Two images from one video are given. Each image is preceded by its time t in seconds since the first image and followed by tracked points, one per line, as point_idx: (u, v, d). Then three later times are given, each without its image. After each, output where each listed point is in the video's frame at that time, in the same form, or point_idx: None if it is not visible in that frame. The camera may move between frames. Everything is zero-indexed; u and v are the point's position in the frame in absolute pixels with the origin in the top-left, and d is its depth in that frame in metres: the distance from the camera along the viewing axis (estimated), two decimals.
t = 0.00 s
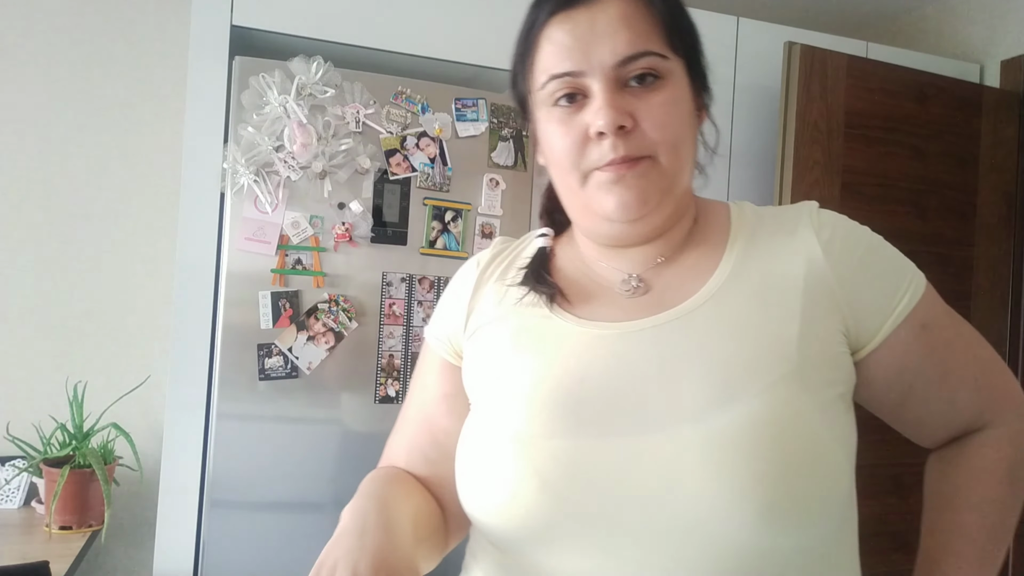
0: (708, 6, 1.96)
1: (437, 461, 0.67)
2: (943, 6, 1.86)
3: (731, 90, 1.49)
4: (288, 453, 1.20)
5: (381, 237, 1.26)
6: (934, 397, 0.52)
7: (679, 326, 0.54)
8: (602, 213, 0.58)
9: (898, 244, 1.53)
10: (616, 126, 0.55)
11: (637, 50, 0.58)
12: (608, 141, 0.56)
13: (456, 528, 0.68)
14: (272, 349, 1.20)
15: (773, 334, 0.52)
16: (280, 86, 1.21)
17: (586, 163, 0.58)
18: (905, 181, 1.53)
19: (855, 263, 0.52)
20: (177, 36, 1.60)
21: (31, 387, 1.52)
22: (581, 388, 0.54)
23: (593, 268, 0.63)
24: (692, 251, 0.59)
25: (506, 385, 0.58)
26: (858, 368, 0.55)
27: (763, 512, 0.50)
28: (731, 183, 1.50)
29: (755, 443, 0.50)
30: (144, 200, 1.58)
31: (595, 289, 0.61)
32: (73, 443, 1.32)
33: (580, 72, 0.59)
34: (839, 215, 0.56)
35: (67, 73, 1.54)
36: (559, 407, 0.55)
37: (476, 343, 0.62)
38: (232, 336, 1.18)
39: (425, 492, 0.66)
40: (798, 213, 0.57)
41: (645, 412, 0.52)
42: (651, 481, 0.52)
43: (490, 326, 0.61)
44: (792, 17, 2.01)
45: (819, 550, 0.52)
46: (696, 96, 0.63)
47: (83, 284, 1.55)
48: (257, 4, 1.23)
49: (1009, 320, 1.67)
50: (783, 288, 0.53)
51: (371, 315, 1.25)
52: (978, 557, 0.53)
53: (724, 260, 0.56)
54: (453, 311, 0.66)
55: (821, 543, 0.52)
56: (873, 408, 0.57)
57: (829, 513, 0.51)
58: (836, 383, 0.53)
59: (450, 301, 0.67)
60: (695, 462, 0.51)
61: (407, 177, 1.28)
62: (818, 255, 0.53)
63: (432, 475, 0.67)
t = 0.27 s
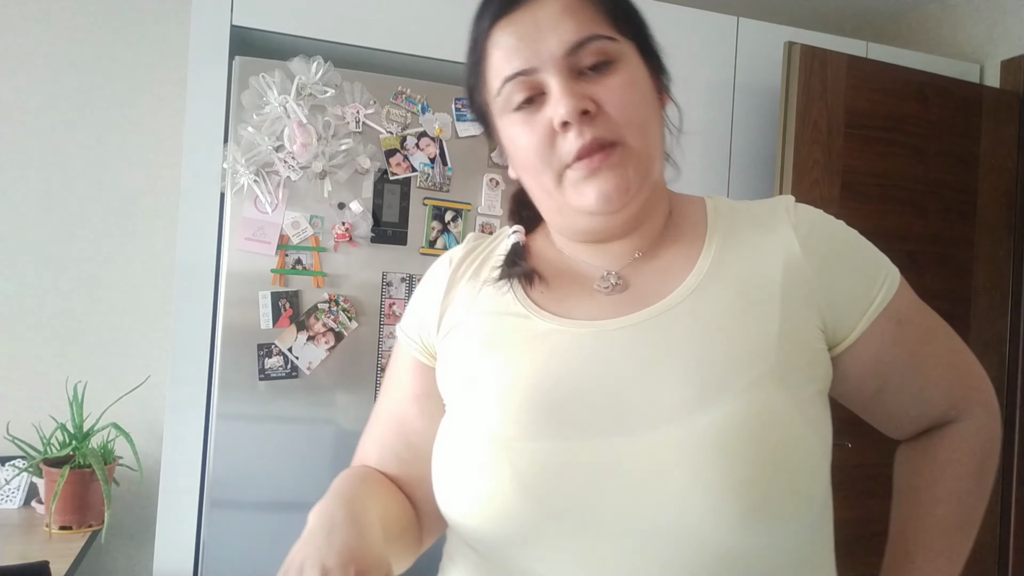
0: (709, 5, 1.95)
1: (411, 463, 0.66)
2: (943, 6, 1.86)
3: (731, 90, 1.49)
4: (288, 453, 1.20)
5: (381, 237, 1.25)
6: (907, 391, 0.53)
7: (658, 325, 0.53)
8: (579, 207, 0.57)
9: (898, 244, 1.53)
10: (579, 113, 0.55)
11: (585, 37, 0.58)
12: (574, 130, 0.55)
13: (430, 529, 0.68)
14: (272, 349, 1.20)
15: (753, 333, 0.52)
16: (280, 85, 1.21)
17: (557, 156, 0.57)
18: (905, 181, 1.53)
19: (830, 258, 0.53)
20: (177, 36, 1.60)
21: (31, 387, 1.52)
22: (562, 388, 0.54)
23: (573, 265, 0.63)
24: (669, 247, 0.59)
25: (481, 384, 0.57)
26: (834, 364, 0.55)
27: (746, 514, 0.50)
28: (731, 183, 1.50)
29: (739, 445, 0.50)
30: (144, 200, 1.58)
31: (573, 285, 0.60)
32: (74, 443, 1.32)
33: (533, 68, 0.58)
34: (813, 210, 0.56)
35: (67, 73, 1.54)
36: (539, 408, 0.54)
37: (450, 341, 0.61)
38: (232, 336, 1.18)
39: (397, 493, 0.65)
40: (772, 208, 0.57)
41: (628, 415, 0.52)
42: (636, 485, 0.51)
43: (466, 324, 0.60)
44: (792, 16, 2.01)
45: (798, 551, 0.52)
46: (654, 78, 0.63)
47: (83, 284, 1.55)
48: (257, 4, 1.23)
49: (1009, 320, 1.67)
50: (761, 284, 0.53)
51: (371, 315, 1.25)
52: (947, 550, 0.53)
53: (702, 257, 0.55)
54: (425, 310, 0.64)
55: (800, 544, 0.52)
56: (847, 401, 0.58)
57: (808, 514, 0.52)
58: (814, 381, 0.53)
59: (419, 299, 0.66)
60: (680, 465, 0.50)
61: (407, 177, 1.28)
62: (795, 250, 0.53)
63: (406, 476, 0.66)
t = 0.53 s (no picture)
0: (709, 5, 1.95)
1: (391, 450, 0.66)
2: (944, 6, 1.86)
3: (731, 90, 1.49)
4: (288, 453, 1.20)
5: (381, 237, 1.26)
6: (893, 395, 0.53)
7: (648, 318, 0.53)
8: (569, 195, 0.57)
9: (898, 244, 1.53)
10: (559, 100, 0.55)
11: (553, 30, 0.59)
12: (555, 117, 0.56)
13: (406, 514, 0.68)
14: (272, 349, 1.20)
15: (744, 331, 0.52)
16: (280, 86, 1.21)
17: (543, 145, 0.57)
18: (905, 181, 1.53)
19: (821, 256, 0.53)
20: (177, 36, 1.60)
21: (32, 387, 1.52)
22: (552, 384, 0.53)
23: (564, 259, 0.62)
24: (658, 243, 0.59)
25: (464, 375, 0.57)
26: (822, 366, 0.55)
27: (728, 512, 0.50)
28: (731, 182, 1.50)
29: (725, 442, 0.50)
30: (145, 200, 1.58)
31: (561, 276, 0.60)
32: (74, 443, 1.32)
33: (507, 65, 0.59)
34: (808, 211, 0.56)
35: (68, 73, 1.54)
36: (527, 402, 0.53)
37: (435, 329, 0.61)
38: (232, 336, 1.18)
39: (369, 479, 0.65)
40: (764, 207, 0.57)
41: (615, 412, 0.52)
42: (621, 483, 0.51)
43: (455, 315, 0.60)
44: (792, 16, 2.01)
45: (776, 551, 0.52)
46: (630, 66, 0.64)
47: (83, 284, 1.55)
48: (257, 4, 1.23)
49: (1009, 320, 1.67)
50: (752, 282, 0.53)
51: (371, 315, 1.25)
52: (925, 549, 0.54)
53: (694, 254, 0.55)
54: (413, 295, 0.65)
55: (779, 544, 0.52)
56: (832, 401, 0.58)
57: (787, 515, 0.52)
58: (801, 382, 0.53)
59: (405, 284, 0.66)
60: (666, 462, 0.50)
61: (407, 177, 1.28)
62: (789, 250, 0.53)
63: (385, 463, 0.66)
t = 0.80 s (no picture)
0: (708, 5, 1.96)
1: (385, 438, 0.66)
2: (943, 6, 1.86)
3: (731, 90, 1.49)
4: (287, 453, 1.20)
5: (381, 237, 1.26)
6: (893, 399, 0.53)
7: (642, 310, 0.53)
8: (544, 206, 0.58)
9: (898, 244, 1.53)
10: (534, 119, 0.55)
11: (541, 42, 0.57)
12: (532, 135, 0.56)
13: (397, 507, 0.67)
14: (272, 349, 1.20)
15: (739, 328, 0.52)
16: (280, 85, 1.21)
17: (520, 159, 0.57)
18: (905, 181, 1.53)
19: (822, 258, 0.53)
20: (177, 36, 1.60)
21: (32, 387, 1.52)
22: (544, 374, 0.53)
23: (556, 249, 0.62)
24: (652, 240, 0.59)
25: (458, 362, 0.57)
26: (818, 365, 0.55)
27: (716, 506, 0.50)
28: (731, 182, 1.50)
29: (716, 436, 0.50)
30: (144, 200, 1.58)
31: (553, 266, 0.60)
32: (74, 443, 1.32)
33: (495, 73, 0.59)
34: (811, 211, 0.56)
35: (67, 73, 1.54)
36: (519, 393, 0.54)
37: (431, 318, 0.61)
38: (232, 336, 1.18)
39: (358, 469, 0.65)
40: (766, 206, 0.57)
41: (606, 404, 0.52)
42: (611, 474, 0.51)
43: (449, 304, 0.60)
44: (792, 16, 2.01)
45: (764, 548, 0.52)
46: (630, 72, 0.61)
47: (83, 284, 1.55)
48: (257, 4, 1.23)
49: (1009, 320, 1.67)
50: (749, 278, 0.53)
51: (371, 315, 1.25)
52: (923, 554, 0.54)
53: (692, 250, 0.55)
54: (409, 285, 0.65)
55: (767, 540, 0.52)
56: (831, 405, 0.58)
57: (777, 510, 0.52)
58: (796, 380, 0.53)
59: (405, 273, 0.66)
60: (656, 454, 0.50)
61: (407, 177, 1.28)
62: (789, 249, 0.53)
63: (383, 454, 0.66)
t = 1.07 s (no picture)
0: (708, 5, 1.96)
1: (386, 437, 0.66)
2: (943, 6, 1.86)
3: (731, 90, 1.49)
4: (288, 453, 1.20)
5: (381, 237, 1.26)
6: (899, 401, 0.53)
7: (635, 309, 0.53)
8: (520, 222, 0.58)
9: (898, 244, 1.53)
10: (504, 143, 0.55)
11: (517, 63, 0.55)
12: (501, 159, 0.56)
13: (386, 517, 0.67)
14: (272, 349, 1.20)
15: (733, 329, 0.52)
16: (280, 85, 1.21)
17: (496, 177, 0.58)
18: (905, 181, 1.53)
19: (820, 261, 0.53)
20: (176, 35, 1.60)
21: (32, 387, 1.52)
22: (537, 373, 0.54)
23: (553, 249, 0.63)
24: (650, 240, 0.59)
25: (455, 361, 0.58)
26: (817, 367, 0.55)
27: (708, 505, 0.50)
28: (731, 183, 1.50)
29: (707, 435, 0.50)
30: (144, 200, 1.58)
31: (550, 268, 0.60)
32: (74, 443, 1.32)
33: (477, 89, 0.58)
34: (811, 211, 0.55)
35: (67, 73, 1.54)
36: (513, 391, 0.54)
37: (431, 318, 0.62)
38: (232, 336, 1.18)
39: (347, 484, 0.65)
40: (766, 206, 0.57)
41: (597, 403, 0.52)
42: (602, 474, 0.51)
43: (446, 304, 0.61)
44: (791, 16, 2.01)
45: (761, 549, 0.51)
46: (618, 87, 0.58)
47: (83, 283, 1.55)
48: (256, 4, 1.23)
49: (1009, 320, 1.67)
50: (742, 280, 0.53)
51: (371, 315, 1.25)
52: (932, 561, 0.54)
53: (687, 250, 0.55)
54: (411, 286, 0.65)
55: (764, 541, 0.51)
56: (837, 410, 0.57)
57: (771, 511, 0.51)
58: (792, 382, 0.53)
59: (409, 272, 0.66)
60: (647, 453, 0.50)
61: (407, 177, 1.28)
62: (786, 251, 0.53)
63: (383, 455, 0.66)
